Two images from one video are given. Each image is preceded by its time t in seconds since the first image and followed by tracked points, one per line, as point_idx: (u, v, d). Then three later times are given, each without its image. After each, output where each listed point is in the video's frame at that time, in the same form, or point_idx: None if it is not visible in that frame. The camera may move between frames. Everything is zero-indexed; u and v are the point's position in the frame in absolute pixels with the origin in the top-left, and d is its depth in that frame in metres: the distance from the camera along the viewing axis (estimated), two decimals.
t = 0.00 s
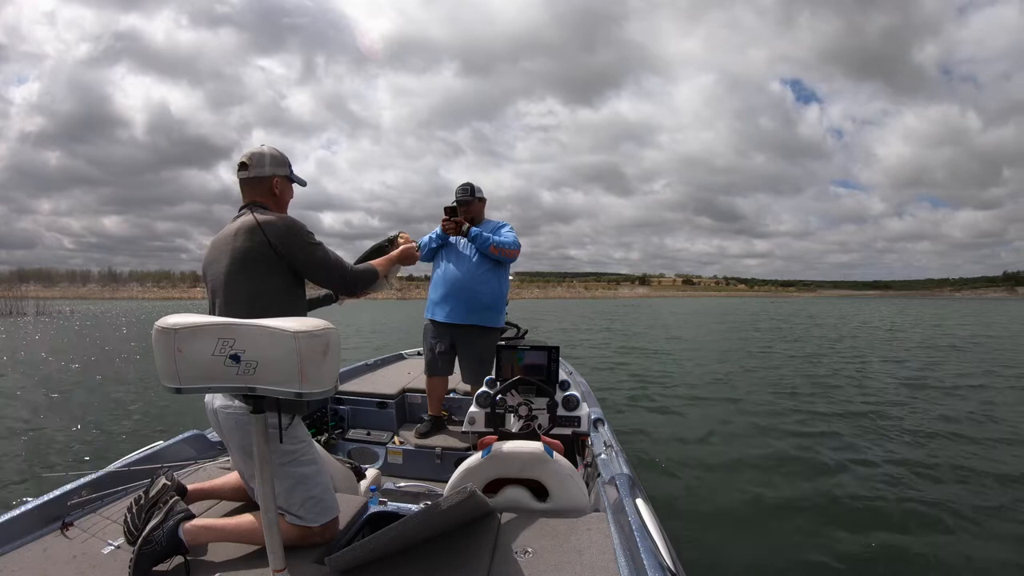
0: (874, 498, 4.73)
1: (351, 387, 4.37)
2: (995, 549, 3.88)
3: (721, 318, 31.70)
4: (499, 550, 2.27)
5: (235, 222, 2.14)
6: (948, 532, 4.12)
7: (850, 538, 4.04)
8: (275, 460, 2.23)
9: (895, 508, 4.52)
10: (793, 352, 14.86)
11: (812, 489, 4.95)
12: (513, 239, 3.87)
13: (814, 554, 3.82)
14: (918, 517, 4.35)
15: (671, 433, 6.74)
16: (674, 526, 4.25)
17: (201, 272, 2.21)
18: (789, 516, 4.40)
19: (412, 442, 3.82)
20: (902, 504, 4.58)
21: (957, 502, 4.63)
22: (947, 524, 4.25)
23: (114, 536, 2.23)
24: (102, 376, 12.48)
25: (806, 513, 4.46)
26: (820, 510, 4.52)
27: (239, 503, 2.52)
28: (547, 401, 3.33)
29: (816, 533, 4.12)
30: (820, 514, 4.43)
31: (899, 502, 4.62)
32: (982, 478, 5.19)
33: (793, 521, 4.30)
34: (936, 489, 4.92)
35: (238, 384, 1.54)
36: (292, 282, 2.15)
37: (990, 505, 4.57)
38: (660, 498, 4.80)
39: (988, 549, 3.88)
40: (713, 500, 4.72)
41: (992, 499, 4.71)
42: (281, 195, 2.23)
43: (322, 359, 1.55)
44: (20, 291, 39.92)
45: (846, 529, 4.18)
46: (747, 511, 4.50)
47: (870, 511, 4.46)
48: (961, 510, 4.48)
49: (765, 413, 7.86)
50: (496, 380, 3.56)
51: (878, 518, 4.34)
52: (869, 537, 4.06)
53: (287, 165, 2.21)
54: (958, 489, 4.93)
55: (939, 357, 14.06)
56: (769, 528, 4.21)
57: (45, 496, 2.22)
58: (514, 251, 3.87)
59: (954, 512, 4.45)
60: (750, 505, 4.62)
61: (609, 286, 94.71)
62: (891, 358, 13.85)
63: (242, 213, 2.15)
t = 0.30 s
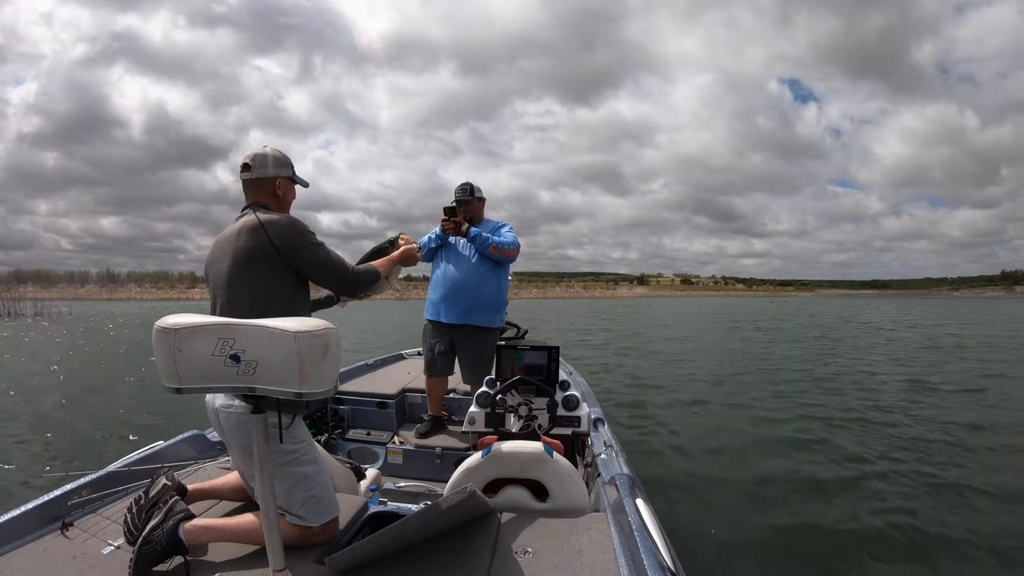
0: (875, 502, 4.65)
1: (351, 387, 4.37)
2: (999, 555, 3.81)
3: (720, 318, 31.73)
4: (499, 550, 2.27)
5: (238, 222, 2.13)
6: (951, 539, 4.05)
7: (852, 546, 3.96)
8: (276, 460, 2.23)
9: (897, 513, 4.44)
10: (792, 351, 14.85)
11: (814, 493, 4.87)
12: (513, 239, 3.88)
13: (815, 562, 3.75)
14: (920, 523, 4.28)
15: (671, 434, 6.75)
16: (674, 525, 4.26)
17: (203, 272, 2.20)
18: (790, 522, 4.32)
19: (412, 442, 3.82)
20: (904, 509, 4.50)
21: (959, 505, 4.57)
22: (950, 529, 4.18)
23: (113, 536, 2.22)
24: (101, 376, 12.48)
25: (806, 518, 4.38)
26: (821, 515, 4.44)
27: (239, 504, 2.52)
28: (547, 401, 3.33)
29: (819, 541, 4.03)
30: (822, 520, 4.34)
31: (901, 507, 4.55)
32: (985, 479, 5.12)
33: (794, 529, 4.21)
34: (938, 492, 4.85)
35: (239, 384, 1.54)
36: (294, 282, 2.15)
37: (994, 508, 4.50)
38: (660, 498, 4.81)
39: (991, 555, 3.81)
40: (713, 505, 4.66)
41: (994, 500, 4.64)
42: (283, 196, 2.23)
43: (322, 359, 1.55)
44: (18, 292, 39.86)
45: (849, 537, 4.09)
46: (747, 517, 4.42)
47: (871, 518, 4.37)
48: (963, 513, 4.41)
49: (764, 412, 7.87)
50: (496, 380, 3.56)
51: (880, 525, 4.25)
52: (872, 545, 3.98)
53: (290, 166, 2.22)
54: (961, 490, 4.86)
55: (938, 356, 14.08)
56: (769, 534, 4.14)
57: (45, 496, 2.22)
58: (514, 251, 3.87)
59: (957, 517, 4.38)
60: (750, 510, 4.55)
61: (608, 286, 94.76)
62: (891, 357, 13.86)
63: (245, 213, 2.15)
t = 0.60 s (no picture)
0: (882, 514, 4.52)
1: (351, 387, 4.37)
2: (1013, 569, 3.67)
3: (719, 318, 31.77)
4: (499, 550, 2.27)
5: (240, 222, 2.13)
6: (963, 554, 3.90)
7: (860, 557, 3.84)
8: (276, 460, 2.23)
9: (905, 526, 4.30)
10: (792, 352, 14.81)
11: (819, 502, 4.74)
12: (512, 239, 3.88)
13: None
14: (928, 532, 4.18)
15: (670, 434, 6.74)
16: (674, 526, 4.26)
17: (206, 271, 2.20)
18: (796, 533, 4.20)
19: (412, 442, 3.82)
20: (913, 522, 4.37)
21: (969, 517, 4.43)
22: (963, 544, 4.03)
23: (114, 536, 2.22)
24: (102, 376, 12.49)
25: (813, 530, 4.26)
26: (827, 526, 4.32)
27: (239, 503, 2.52)
28: (547, 401, 3.33)
29: (825, 553, 3.91)
30: (827, 532, 4.22)
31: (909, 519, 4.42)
32: (996, 490, 4.96)
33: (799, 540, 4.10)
34: (948, 503, 4.71)
35: (238, 384, 1.54)
36: (295, 282, 2.15)
37: (1005, 521, 4.35)
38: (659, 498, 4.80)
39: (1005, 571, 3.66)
40: (716, 512, 4.57)
41: (998, 506, 4.60)
42: (286, 197, 2.23)
43: (322, 359, 1.55)
44: (16, 293, 39.86)
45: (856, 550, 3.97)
46: (751, 527, 4.31)
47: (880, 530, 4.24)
48: (974, 527, 4.26)
49: (764, 412, 7.88)
50: (496, 380, 3.56)
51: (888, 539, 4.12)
52: (880, 558, 3.84)
53: (292, 167, 2.22)
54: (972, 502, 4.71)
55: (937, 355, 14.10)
56: (773, 544, 4.03)
57: (45, 496, 2.22)
58: (513, 251, 3.87)
59: (972, 531, 4.22)
60: (754, 519, 4.44)
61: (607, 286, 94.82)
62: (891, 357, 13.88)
63: (248, 213, 2.15)
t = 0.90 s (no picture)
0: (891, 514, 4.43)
1: (351, 387, 4.37)
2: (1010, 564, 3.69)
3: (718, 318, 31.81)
4: (499, 550, 2.27)
5: (242, 222, 2.13)
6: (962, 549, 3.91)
7: (860, 554, 3.86)
8: (276, 459, 2.23)
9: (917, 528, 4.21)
10: (792, 351, 14.78)
11: (827, 503, 4.65)
12: (512, 238, 3.88)
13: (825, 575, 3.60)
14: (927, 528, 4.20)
15: (670, 435, 6.74)
16: (674, 526, 4.27)
17: (207, 271, 2.20)
18: (803, 535, 4.11)
19: (412, 442, 3.82)
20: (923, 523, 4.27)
21: (975, 517, 4.38)
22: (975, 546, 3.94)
23: (113, 536, 2.22)
24: (102, 376, 12.48)
25: (822, 532, 4.16)
26: (836, 527, 4.23)
27: (238, 503, 2.52)
28: (547, 401, 3.33)
29: (835, 557, 3.81)
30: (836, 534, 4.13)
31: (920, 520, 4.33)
32: (1005, 491, 4.88)
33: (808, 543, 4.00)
34: (957, 504, 4.62)
35: (238, 384, 1.53)
36: (296, 282, 2.14)
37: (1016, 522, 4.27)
38: (660, 498, 4.81)
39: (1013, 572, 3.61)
40: (721, 513, 4.48)
41: (998, 503, 4.62)
42: (288, 197, 2.23)
43: (322, 359, 1.55)
44: (15, 293, 39.76)
45: (866, 553, 3.87)
46: (758, 528, 4.22)
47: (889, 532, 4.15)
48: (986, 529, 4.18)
49: (764, 412, 7.88)
50: (496, 380, 3.56)
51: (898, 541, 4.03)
52: (885, 559, 3.79)
53: (294, 167, 2.22)
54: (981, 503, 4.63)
55: (937, 356, 14.11)
56: (779, 547, 3.94)
57: (45, 496, 2.21)
58: (513, 250, 3.87)
59: (982, 533, 4.14)
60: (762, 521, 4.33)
61: (606, 286, 94.85)
62: (890, 357, 13.89)
63: (249, 213, 2.15)
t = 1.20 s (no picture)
0: (897, 517, 4.36)
1: (351, 387, 4.37)
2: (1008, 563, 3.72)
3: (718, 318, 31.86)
4: (499, 550, 2.27)
5: (242, 222, 2.13)
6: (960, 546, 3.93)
7: (858, 549, 3.88)
8: (276, 460, 2.23)
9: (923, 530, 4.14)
10: (791, 352, 14.78)
11: (832, 505, 4.59)
12: (508, 225, 3.87)
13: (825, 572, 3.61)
14: (925, 524, 4.22)
15: (670, 437, 6.73)
16: (675, 526, 4.27)
17: (207, 272, 2.20)
18: (804, 538, 4.04)
19: (412, 442, 3.82)
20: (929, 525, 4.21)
21: (975, 515, 4.39)
22: (982, 550, 3.88)
23: (114, 536, 2.21)
24: (101, 375, 12.46)
25: (826, 534, 4.10)
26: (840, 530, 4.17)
27: (238, 504, 2.51)
28: (547, 401, 3.33)
29: (841, 559, 3.75)
30: (841, 536, 4.06)
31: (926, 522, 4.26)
32: (1011, 493, 4.82)
33: (812, 545, 3.94)
34: (964, 507, 4.56)
35: (238, 385, 1.53)
36: (295, 282, 2.14)
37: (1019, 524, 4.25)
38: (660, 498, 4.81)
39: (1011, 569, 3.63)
40: (723, 515, 4.42)
41: (997, 502, 4.64)
42: (288, 198, 2.23)
43: (323, 359, 1.55)
44: (13, 292, 39.68)
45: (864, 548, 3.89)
46: (759, 528, 4.19)
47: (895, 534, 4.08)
48: (992, 532, 4.11)
49: (763, 412, 7.90)
50: (496, 380, 3.56)
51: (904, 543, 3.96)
52: (883, 554, 3.81)
53: (294, 167, 2.22)
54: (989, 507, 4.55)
55: (936, 356, 14.15)
56: (781, 547, 3.92)
57: (45, 496, 2.21)
58: (510, 237, 3.85)
59: (989, 535, 4.08)
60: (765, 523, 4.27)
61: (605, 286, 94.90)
62: (889, 357, 13.93)
63: (249, 213, 2.14)
